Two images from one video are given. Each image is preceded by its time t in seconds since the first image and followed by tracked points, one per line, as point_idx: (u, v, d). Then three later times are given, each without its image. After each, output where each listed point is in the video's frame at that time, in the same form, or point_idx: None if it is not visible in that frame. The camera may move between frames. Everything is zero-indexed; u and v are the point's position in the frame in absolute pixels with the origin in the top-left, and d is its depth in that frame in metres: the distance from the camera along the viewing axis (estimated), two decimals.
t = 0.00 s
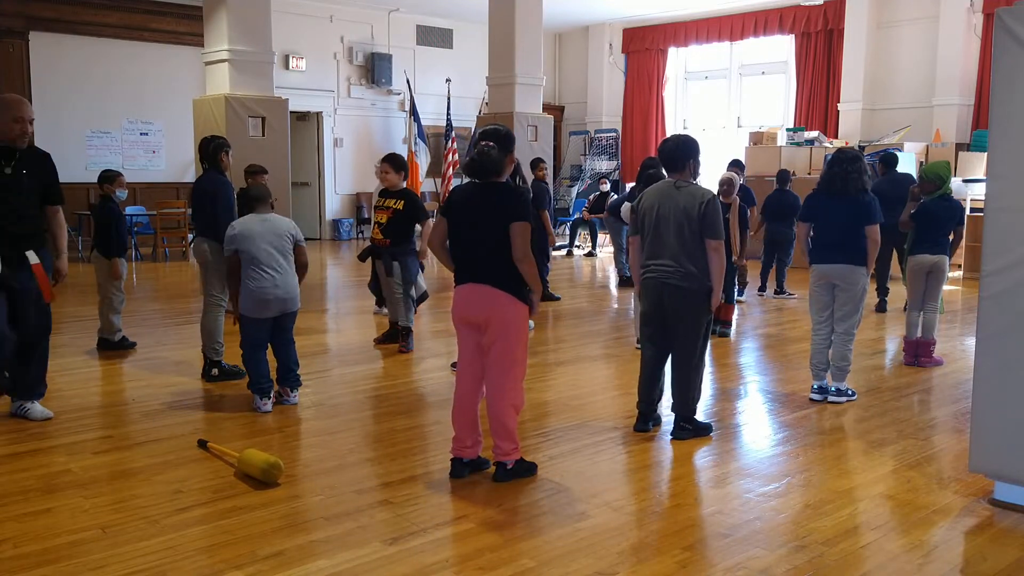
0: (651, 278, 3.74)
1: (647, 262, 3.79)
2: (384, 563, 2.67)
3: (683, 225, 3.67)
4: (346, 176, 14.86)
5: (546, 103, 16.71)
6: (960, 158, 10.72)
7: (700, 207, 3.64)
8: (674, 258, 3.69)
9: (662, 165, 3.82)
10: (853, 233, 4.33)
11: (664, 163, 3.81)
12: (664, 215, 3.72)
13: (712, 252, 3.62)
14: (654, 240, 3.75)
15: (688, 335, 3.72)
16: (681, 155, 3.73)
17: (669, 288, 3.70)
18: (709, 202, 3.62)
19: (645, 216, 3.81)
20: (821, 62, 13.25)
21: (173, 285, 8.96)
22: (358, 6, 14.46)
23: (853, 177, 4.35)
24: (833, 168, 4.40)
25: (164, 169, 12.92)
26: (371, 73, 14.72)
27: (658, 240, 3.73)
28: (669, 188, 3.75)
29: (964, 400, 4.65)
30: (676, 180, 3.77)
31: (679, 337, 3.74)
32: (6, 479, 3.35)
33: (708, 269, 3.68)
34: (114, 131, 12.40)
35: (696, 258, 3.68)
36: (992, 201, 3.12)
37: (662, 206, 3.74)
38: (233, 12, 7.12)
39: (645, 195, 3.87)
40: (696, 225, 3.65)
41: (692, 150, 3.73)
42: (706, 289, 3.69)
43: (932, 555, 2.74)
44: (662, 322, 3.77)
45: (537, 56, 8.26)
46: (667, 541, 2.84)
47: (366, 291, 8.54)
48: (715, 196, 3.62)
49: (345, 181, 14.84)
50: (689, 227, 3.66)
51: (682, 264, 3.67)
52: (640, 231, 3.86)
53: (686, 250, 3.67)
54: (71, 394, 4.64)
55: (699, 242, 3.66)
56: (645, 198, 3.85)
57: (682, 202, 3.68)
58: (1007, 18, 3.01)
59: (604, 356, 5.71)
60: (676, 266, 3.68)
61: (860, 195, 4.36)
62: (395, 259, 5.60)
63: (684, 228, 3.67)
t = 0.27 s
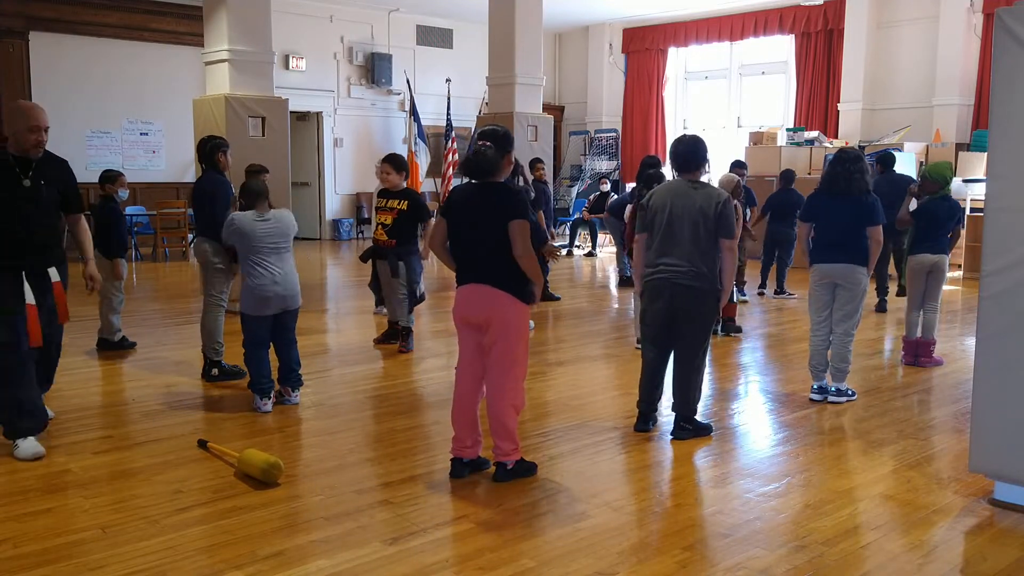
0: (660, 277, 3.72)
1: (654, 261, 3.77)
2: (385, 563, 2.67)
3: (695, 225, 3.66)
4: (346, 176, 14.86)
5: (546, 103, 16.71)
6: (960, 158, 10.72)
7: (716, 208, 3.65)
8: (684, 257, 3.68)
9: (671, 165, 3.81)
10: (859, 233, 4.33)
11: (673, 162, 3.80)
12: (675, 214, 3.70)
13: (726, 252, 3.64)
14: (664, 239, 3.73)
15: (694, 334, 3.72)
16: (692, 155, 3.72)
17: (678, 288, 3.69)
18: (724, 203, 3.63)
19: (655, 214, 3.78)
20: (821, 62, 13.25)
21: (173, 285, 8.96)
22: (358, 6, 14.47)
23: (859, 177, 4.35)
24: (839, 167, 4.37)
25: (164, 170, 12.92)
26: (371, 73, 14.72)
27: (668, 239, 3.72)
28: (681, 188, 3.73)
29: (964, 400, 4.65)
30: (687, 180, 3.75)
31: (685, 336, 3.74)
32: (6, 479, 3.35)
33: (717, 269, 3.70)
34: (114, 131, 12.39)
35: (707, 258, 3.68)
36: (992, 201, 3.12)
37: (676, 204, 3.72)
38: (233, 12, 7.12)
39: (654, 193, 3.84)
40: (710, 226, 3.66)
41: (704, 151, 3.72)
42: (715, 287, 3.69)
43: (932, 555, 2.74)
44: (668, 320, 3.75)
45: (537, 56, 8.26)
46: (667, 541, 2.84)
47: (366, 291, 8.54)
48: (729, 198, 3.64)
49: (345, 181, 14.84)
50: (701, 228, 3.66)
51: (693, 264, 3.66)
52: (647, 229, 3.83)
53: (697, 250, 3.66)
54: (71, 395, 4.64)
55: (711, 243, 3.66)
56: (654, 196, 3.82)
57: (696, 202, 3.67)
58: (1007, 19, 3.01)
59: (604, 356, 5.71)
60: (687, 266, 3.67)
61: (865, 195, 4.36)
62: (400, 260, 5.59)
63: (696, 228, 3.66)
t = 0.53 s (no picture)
0: (658, 276, 3.72)
1: (650, 260, 3.77)
2: (384, 563, 2.67)
3: (694, 224, 3.67)
4: (346, 176, 14.86)
5: (546, 103, 16.72)
6: (960, 158, 10.71)
7: (717, 207, 3.67)
8: (683, 256, 3.68)
9: (668, 164, 3.81)
10: (859, 233, 4.34)
11: (670, 161, 3.79)
12: (673, 213, 3.69)
13: (721, 249, 3.67)
14: (661, 238, 3.72)
15: (692, 332, 3.73)
16: (689, 155, 3.73)
17: (677, 287, 3.69)
18: (722, 203, 3.67)
19: (652, 214, 3.76)
20: (821, 63, 13.25)
21: (173, 285, 8.96)
22: (358, 6, 14.47)
23: (859, 178, 4.35)
24: (840, 168, 4.37)
25: (164, 170, 12.92)
26: (371, 73, 14.72)
27: (665, 238, 3.71)
28: (680, 187, 3.73)
29: (964, 400, 4.65)
30: (684, 179, 3.76)
31: (682, 334, 3.75)
32: (6, 479, 3.35)
33: (714, 267, 3.72)
34: (114, 131, 12.39)
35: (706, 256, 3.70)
36: (992, 201, 3.12)
37: (678, 204, 3.70)
38: (233, 12, 7.12)
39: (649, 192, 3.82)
40: (709, 225, 3.68)
41: (700, 151, 3.74)
42: (711, 286, 3.72)
43: (933, 555, 2.74)
44: (666, 320, 3.75)
45: (537, 56, 8.26)
46: (667, 541, 2.84)
47: (366, 291, 8.55)
48: (728, 197, 3.68)
49: (345, 181, 14.84)
50: (700, 227, 3.67)
51: (692, 263, 3.67)
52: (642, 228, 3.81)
53: (696, 249, 3.67)
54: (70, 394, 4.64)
55: (709, 242, 3.68)
56: (650, 195, 3.80)
57: (695, 201, 3.68)
58: (1007, 19, 3.01)
59: (604, 356, 5.71)
60: (685, 265, 3.67)
61: (863, 195, 4.36)
62: (403, 260, 5.60)
63: (694, 227, 3.67)
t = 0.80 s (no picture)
0: (649, 278, 3.71)
1: (640, 262, 3.76)
2: (385, 563, 2.67)
3: (683, 225, 3.68)
4: (346, 176, 14.86)
5: (546, 103, 16.72)
6: (960, 158, 10.71)
7: (705, 209, 3.70)
8: (673, 258, 3.68)
9: (653, 166, 3.80)
10: (856, 233, 4.34)
11: (656, 163, 3.79)
12: (663, 215, 3.69)
13: (709, 248, 3.71)
14: (650, 240, 3.72)
15: (685, 332, 3.74)
16: (674, 156, 3.74)
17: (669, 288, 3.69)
18: (709, 203, 3.71)
19: (639, 216, 3.74)
20: (821, 62, 13.25)
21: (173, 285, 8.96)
22: (358, 6, 14.47)
23: (855, 179, 4.35)
24: (836, 169, 4.38)
25: (164, 170, 12.92)
26: (371, 73, 14.72)
27: (655, 240, 3.70)
28: (667, 188, 3.73)
29: (963, 400, 4.65)
30: (669, 180, 3.77)
31: (675, 334, 3.75)
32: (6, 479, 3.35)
33: (702, 266, 3.75)
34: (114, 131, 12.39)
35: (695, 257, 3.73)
36: (992, 201, 3.12)
37: (666, 205, 3.70)
38: (233, 12, 7.12)
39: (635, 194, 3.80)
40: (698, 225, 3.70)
41: (684, 152, 3.75)
42: (701, 285, 3.74)
43: (932, 555, 2.75)
44: (659, 321, 3.75)
45: (537, 56, 8.26)
46: (666, 541, 2.84)
47: (366, 291, 8.55)
48: (714, 197, 3.71)
49: (345, 181, 14.83)
50: (689, 228, 3.68)
51: (682, 264, 3.68)
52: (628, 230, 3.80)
53: (685, 250, 3.68)
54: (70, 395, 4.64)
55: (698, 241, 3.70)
56: (635, 197, 3.78)
57: (683, 201, 3.69)
58: (1007, 19, 3.01)
59: (604, 356, 5.71)
60: (676, 266, 3.68)
61: (857, 194, 4.36)
62: (402, 260, 5.59)
63: (683, 227, 3.68)
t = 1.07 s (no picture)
0: (646, 278, 3.70)
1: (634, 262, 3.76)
2: (385, 563, 2.67)
3: (678, 223, 3.69)
4: (346, 176, 14.85)
5: (546, 103, 16.71)
6: (960, 158, 10.70)
7: (699, 207, 3.73)
8: (668, 256, 3.68)
9: (646, 166, 3.81)
10: (854, 233, 4.35)
11: (648, 163, 3.80)
12: (658, 214, 3.69)
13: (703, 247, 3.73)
14: (644, 240, 3.71)
15: (683, 331, 3.74)
16: (665, 154, 3.75)
17: (666, 287, 3.69)
18: (703, 202, 3.74)
19: (632, 216, 3.74)
20: (821, 62, 13.25)
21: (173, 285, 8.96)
22: (359, 6, 14.47)
23: (853, 179, 4.35)
24: (834, 168, 4.38)
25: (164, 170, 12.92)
26: (371, 73, 14.72)
27: (649, 239, 3.70)
28: (661, 188, 3.73)
29: (963, 400, 4.66)
30: (662, 180, 3.78)
31: (672, 333, 3.74)
32: (7, 479, 3.35)
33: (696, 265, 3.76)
34: (114, 130, 12.39)
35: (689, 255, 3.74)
36: (992, 201, 3.12)
37: (660, 205, 3.70)
38: (233, 12, 7.12)
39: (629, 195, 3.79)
40: (693, 224, 3.72)
41: (675, 151, 3.77)
42: (697, 283, 3.75)
43: (933, 555, 2.74)
44: (655, 321, 3.74)
45: (538, 56, 8.26)
46: (667, 541, 2.84)
47: (366, 291, 8.54)
48: (706, 196, 3.74)
49: (345, 181, 14.83)
50: (684, 226, 3.69)
51: (677, 262, 3.68)
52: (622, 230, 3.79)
53: (680, 248, 3.69)
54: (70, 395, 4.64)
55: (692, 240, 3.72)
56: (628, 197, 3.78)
57: (677, 200, 3.70)
58: (1007, 19, 3.01)
59: (605, 356, 5.71)
60: (672, 264, 3.68)
61: (854, 193, 4.36)
62: (401, 260, 5.57)
63: (680, 226, 3.69)
